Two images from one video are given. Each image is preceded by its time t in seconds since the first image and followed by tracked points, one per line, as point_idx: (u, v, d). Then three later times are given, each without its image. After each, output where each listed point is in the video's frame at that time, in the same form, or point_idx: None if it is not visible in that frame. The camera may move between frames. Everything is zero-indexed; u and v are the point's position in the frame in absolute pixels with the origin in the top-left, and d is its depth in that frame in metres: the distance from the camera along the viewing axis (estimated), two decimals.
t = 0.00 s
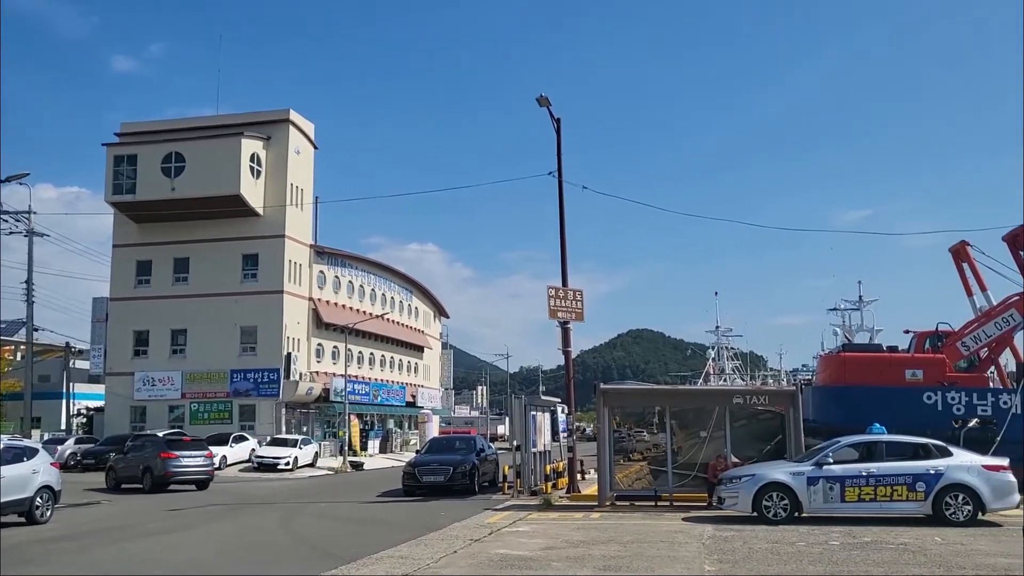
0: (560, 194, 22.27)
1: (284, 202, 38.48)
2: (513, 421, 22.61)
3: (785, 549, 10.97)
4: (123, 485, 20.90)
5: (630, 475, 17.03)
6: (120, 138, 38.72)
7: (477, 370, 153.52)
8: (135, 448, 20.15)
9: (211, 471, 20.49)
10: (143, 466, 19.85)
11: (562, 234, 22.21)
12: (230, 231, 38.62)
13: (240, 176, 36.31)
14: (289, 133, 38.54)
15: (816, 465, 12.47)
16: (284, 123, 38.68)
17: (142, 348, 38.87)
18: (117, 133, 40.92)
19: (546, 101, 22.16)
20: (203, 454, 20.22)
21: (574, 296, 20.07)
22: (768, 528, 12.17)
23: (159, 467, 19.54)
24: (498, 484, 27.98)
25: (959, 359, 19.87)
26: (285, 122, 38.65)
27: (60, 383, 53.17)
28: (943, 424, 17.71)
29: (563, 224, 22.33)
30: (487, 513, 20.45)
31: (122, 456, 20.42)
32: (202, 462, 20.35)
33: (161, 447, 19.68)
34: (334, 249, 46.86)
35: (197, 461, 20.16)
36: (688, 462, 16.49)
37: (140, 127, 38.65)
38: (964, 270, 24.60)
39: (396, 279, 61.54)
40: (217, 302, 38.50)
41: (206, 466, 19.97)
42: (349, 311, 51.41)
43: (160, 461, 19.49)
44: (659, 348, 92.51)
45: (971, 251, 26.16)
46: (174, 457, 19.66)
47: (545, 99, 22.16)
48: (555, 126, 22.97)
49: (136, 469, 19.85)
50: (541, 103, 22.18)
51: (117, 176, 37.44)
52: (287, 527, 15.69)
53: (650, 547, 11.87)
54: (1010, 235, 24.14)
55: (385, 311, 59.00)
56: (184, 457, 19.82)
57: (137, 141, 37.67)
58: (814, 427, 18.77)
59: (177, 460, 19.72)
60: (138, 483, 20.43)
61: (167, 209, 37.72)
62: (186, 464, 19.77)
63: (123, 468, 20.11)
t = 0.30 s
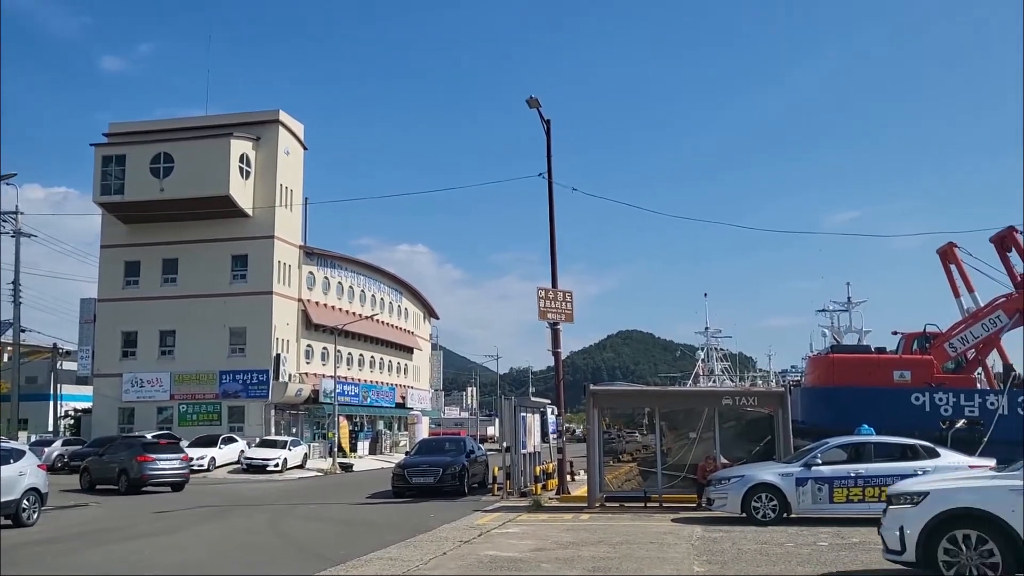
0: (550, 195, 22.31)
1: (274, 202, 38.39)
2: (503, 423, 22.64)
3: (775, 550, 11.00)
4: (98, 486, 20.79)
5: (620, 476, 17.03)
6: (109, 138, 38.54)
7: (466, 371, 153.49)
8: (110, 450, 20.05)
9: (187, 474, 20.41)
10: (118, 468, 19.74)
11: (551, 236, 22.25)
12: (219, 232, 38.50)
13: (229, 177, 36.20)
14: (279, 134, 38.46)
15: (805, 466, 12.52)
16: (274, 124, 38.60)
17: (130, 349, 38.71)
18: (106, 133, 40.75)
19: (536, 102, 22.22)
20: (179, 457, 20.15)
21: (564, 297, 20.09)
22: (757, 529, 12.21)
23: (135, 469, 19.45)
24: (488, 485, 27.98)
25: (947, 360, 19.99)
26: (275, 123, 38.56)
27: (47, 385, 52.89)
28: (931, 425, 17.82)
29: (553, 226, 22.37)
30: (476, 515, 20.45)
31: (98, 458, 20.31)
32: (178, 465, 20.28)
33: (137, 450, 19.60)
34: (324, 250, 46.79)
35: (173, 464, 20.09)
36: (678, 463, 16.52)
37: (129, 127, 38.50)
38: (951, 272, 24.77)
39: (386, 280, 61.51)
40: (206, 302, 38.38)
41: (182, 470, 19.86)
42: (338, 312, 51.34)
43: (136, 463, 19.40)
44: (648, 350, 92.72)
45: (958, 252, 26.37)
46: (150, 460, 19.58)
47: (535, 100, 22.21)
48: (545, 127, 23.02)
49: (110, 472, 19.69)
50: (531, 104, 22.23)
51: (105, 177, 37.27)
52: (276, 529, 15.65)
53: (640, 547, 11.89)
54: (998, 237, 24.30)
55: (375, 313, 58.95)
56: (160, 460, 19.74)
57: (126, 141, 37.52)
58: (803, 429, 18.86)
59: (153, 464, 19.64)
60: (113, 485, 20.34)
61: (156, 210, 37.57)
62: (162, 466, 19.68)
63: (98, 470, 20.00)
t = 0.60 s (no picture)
0: (531, 197, 22.34)
1: (254, 203, 38.23)
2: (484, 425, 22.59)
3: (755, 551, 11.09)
4: (61, 488, 20.60)
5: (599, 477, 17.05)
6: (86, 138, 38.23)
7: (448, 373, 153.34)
8: (74, 453, 19.86)
9: (152, 476, 20.29)
10: (83, 470, 19.59)
11: (533, 237, 22.29)
12: (198, 233, 38.27)
13: (208, 177, 36.00)
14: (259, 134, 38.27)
15: (784, 466, 12.62)
16: (254, 124, 38.41)
17: (109, 351, 38.41)
18: (83, 133, 40.42)
19: (517, 104, 22.27)
20: (145, 459, 20.06)
21: (545, 299, 20.12)
22: (737, 530, 12.30)
23: (100, 471, 19.30)
24: (469, 486, 27.96)
25: (924, 361, 20.20)
26: (255, 123, 38.37)
27: (24, 387, 52.37)
28: (908, 424, 18.18)
29: (534, 227, 22.39)
30: (457, 517, 20.43)
31: (61, 460, 20.13)
32: (144, 467, 20.16)
33: (102, 452, 19.47)
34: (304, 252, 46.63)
35: (139, 467, 19.98)
36: (658, 464, 16.60)
37: (107, 127, 38.20)
38: (929, 273, 25.02)
39: (367, 281, 61.37)
40: (185, 304, 38.14)
41: (147, 472, 19.73)
42: (319, 313, 51.16)
43: (101, 465, 19.24)
44: (629, 351, 92.98)
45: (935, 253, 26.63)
46: (116, 463, 19.45)
47: (516, 102, 22.26)
48: (527, 129, 23.07)
49: (74, 474, 19.51)
50: (511, 106, 22.25)
51: (82, 177, 36.97)
52: (255, 531, 15.57)
53: (621, 548, 11.94)
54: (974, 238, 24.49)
55: (356, 314, 58.81)
56: (125, 462, 19.64)
57: (103, 141, 37.23)
58: (782, 429, 19.06)
59: (119, 465, 19.52)
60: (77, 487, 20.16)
61: (135, 211, 37.31)
62: (128, 469, 19.58)
63: (62, 472, 19.82)
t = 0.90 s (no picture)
0: (493, 198, 22.35)
1: (213, 203, 37.83)
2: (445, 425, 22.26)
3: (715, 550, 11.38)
4: None
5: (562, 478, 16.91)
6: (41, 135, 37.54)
7: (410, 373, 152.79)
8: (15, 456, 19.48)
9: (95, 479, 20.01)
10: (24, 473, 19.21)
11: (494, 238, 22.30)
12: (157, 232, 37.76)
13: (167, 176, 35.54)
14: (219, 133, 37.88)
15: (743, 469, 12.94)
16: (213, 123, 38.00)
17: (64, 352, 37.75)
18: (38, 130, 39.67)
19: (479, 104, 22.27)
20: (87, 463, 19.75)
21: (507, 299, 20.12)
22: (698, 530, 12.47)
23: (42, 475, 18.96)
24: (430, 487, 27.90)
25: (880, 361, 20.60)
26: (215, 122, 37.96)
27: None
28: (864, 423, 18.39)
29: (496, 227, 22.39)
30: (419, 518, 20.36)
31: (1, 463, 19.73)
32: (86, 470, 19.86)
33: (44, 455, 19.11)
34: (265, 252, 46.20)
35: (82, 470, 19.67)
36: (620, 464, 16.68)
37: (63, 125, 37.54)
38: (884, 274, 25.51)
39: (328, 281, 60.95)
40: (143, 305, 37.67)
41: (90, 476, 19.42)
42: (279, 314, 50.70)
43: (43, 469, 18.89)
44: (591, 351, 93.34)
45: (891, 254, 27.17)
46: (58, 466, 19.11)
47: (477, 103, 22.26)
48: (489, 130, 23.08)
49: (15, 477, 19.13)
50: (474, 106, 22.23)
51: (37, 175, 36.31)
52: (214, 535, 15.39)
53: (581, 548, 12.08)
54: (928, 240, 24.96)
55: (317, 314, 58.36)
56: (68, 465, 19.31)
57: (59, 139, 36.59)
58: (741, 429, 19.25)
59: (61, 469, 19.18)
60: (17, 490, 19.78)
61: (91, 209, 36.70)
62: (70, 472, 19.25)
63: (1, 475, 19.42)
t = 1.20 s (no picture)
0: (437, 199, 22.24)
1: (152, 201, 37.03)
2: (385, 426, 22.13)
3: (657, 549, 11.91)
4: None
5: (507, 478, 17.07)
6: None
7: (353, 375, 151.39)
8: None
9: (13, 485, 19.49)
10: None
11: (439, 240, 22.18)
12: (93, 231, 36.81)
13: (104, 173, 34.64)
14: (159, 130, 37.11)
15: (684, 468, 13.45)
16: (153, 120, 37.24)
17: None
18: None
19: (423, 105, 22.15)
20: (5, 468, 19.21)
21: (451, 300, 20.00)
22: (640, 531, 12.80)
23: None
24: (372, 489, 27.68)
25: (817, 362, 20.94)
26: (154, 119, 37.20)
27: None
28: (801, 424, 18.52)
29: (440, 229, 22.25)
30: (361, 521, 20.14)
31: None
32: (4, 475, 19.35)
33: None
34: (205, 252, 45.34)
35: None
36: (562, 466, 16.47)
37: None
38: (821, 277, 26.08)
39: (270, 282, 60.10)
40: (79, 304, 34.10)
41: (7, 481, 18.90)
42: (220, 315, 49.81)
43: None
44: (535, 353, 93.53)
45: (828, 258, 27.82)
46: None
47: (422, 103, 22.12)
48: (433, 130, 22.95)
49: None
50: (419, 106, 22.09)
51: None
52: (149, 540, 15.03)
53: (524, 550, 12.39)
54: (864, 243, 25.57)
55: (258, 316, 57.47)
56: None
57: None
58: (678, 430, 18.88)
59: None
60: None
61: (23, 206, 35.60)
62: None
63: None
